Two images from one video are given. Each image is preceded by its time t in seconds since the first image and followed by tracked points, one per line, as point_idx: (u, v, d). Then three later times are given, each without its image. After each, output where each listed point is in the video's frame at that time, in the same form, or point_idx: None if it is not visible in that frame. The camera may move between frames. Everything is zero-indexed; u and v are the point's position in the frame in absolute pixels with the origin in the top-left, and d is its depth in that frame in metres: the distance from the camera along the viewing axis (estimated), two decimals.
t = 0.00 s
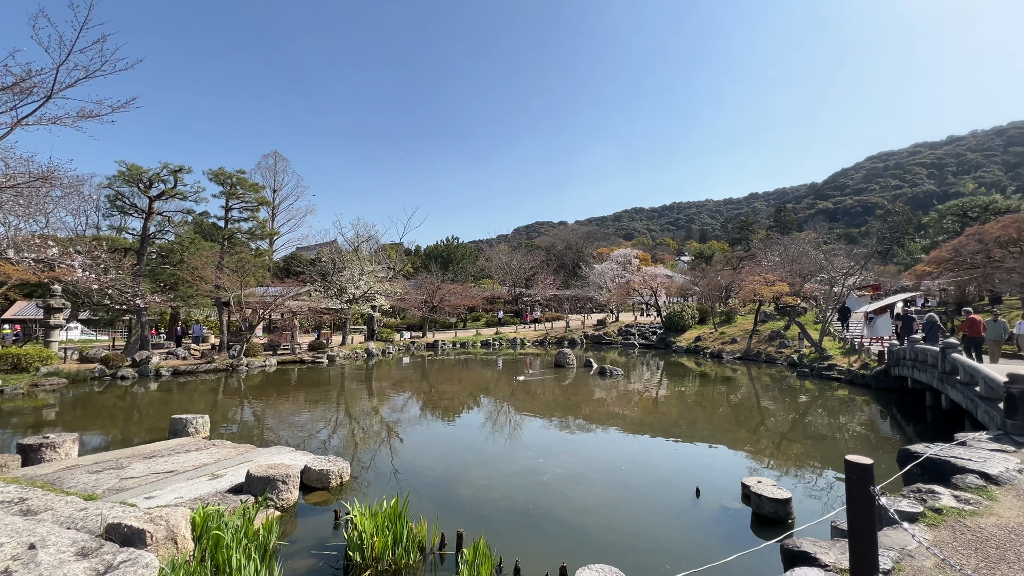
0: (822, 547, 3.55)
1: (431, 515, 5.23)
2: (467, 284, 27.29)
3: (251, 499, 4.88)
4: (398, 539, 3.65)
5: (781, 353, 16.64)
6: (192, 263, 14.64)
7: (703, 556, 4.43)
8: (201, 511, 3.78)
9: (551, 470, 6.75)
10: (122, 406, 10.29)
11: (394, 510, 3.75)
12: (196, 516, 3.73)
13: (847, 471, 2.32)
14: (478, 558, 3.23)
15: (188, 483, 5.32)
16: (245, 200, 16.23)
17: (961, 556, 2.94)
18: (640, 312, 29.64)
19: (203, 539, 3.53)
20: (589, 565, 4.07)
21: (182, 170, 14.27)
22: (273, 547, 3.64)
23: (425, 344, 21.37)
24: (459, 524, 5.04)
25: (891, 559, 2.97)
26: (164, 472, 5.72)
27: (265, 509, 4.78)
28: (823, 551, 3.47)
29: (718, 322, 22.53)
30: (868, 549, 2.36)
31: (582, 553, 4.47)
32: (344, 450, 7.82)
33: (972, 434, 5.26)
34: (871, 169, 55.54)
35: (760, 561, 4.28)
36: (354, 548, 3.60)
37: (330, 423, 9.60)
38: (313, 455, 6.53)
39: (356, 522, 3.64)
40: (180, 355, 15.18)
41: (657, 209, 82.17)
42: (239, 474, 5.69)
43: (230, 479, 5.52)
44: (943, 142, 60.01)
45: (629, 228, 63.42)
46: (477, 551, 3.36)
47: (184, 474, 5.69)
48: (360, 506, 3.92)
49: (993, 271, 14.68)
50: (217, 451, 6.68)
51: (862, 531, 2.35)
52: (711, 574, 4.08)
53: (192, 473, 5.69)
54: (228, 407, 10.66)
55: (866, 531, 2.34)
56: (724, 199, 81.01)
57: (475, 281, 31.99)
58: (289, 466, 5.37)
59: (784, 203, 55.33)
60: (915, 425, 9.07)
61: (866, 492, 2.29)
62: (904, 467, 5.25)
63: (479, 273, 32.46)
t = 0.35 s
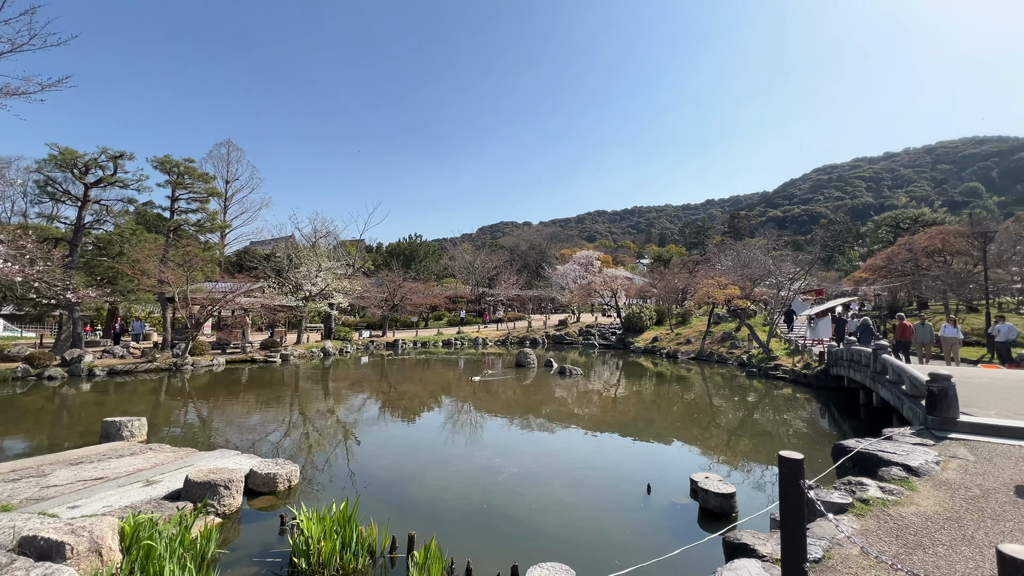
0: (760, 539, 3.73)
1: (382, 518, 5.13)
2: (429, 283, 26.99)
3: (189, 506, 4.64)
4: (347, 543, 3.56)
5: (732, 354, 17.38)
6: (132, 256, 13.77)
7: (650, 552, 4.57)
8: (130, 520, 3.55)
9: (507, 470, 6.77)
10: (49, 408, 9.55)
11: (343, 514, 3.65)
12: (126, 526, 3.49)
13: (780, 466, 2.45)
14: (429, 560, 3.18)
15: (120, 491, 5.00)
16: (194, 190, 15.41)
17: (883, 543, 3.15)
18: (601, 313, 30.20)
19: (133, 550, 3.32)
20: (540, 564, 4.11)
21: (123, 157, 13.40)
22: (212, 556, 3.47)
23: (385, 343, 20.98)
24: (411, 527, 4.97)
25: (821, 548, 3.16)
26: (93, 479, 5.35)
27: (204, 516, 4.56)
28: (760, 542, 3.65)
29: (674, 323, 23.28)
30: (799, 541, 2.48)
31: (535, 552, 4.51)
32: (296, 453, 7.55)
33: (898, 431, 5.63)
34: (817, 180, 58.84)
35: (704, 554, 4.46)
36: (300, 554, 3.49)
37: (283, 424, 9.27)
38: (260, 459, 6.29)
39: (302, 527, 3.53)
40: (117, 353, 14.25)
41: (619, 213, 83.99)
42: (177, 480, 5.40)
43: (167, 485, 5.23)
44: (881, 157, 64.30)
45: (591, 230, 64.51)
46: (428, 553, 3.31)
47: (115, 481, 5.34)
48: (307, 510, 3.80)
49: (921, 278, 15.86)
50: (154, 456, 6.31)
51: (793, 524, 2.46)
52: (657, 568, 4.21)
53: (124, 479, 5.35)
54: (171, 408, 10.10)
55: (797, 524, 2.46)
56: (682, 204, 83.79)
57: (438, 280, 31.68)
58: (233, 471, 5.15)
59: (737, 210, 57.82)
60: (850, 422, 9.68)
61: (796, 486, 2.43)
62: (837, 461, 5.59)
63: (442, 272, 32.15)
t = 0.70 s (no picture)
0: (698, 531, 3.89)
1: (325, 522, 5.00)
2: (388, 280, 26.46)
3: (112, 513, 4.35)
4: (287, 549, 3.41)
5: (684, 354, 18.02)
6: (59, 245, 12.73)
7: (597, 546, 4.69)
8: (41, 531, 3.25)
9: (459, 469, 6.74)
10: None
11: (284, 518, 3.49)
12: (36, 537, 3.19)
13: (713, 459, 2.55)
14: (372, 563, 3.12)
15: (34, 499, 4.62)
16: (132, 176, 14.42)
17: (809, 531, 3.34)
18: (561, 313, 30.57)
19: (43, 562, 3.04)
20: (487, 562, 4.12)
21: (49, 137, 12.35)
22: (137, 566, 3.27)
23: (340, 341, 20.41)
24: (356, 529, 4.86)
25: (754, 537, 3.32)
26: (3, 488, 4.93)
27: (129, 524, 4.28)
28: (699, 534, 3.80)
29: (630, 324, 23.90)
30: (729, 534, 2.57)
31: (483, 551, 4.52)
32: (241, 456, 7.21)
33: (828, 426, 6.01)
34: (766, 189, 61.92)
35: (647, 547, 4.62)
36: (235, 563, 3.32)
37: (227, 426, 8.84)
38: (197, 462, 5.97)
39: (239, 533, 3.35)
40: (40, 351, 13.15)
41: (580, 215, 85.34)
42: (101, 487, 5.04)
43: (88, 492, 4.88)
44: (823, 170, 68.41)
45: (553, 232, 65.23)
46: (372, 555, 3.22)
47: (29, 489, 4.93)
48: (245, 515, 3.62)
49: (855, 284, 17.00)
50: (75, 462, 5.86)
51: (724, 518, 2.56)
52: (601, 563, 4.32)
53: (39, 487, 4.95)
54: (102, 410, 9.42)
55: (728, 517, 2.55)
56: (640, 209, 86.16)
57: (397, 278, 31.12)
58: (164, 476, 4.87)
59: (692, 216, 59.99)
60: (789, 419, 10.25)
61: (727, 480, 2.52)
62: (775, 456, 5.90)
63: (402, 270, 31.59)
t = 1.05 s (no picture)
0: (634, 523, 4.03)
1: (253, 527, 4.79)
2: (336, 276, 25.59)
3: (3, 528, 3.93)
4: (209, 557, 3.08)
5: (630, 353, 18.61)
6: None
7: (538, 541, 4.77)
8: None
9: (402, 470, 6.61)
10: None
11: (206, 527, 3.18)
12: None
13: (644, 452, 2.65)
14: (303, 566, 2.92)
15: None
16: (45, 155, 13.12)
17: (735, 520, 3.54)
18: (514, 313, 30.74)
19: None
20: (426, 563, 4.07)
21: None
22: None
23: (282, 339, 19.51)
24: (287, 534, 4.69)
25: (685, 528, 3.47)
26: None
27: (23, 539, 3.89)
28: (634, 527, 3.94)
29: (581, 324, 24.42)
30: (658, 525, 2.66)
31: (424, 552, 4.47)
32: (167, 461, 6.72)
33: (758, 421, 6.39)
34: (710, 198, 65.11)
35: (585, 541, 4.74)
36: None
37: (153, 429, 8.22)
38: (112, 468, 5.52)
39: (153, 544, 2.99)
40: None
41: (534, 216, 86.21)
42: None
43: None
44: (761, 183, 72.79)
45: (507, 232, 65.50)
46: (304, 561, 3.01)
47: None
48: (161, 525, 3.26)
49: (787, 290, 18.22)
50: None
51: (653, 509, 2.65)
52: (541, 558, 4.39)
53: None
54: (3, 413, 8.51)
55: (656, 508, 2.65)
56: (593, 212, 88.26)
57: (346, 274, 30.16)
58: (67, 484, 4.49)
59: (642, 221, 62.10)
60: (725, 415, 10.83)
61: (657, 471, 2.62)
62: (709, 450, 6.20)
63: (351, 266, 30.64)
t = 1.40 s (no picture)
0: (583, 521, 4.11)
1: (181, 536, 4.54)
2: (285, 271, 24.56)
3: None
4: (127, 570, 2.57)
5: (584, 352, 18.96)
6: None
7: (487, 542, 4.77)
8: None
9: (349, 471, 6.44)
10: None
11: (124, 538, 2.69)
12: None
13: (592, 451, 2.70)
14: None
15: None
16: None
17: (678, 515, 3.68)
18: (470, 311, 30.60)
19: None
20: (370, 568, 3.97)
21: None
22: None
23: (224, 335, 18.52)
24: (222, 543, 4.46)
25: (631, 524, 3.57)
26: None
27: None
28: (582, 524, 4.02)
29: (537, 323, 24.64)
30: (605, 523, 2.72)
31: (368, 556, 4.36)
32: (89, 467, 6.21)
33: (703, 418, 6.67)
34: (663, 203, 67.40)
35: (535, 541, 4.77)
36: None
37: (73, 432, 7.57)
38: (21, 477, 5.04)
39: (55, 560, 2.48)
40: None
41: (494, 215, 86.19)
42: None
43: None
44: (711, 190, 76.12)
45: (466, 229, 65.14)
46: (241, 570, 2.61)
47: None
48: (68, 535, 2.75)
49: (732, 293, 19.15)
50: None
51: (600, 507, 2.71)
52: (490, 559, 4.38)
53: None
54: None
55: (602, 507, 2.71)
56: (551, 213, 89.24)
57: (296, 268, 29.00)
58: None
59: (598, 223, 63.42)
60: (672, 413, 11.24)
61: (604, 470, 2.68)
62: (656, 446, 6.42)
63: (301, 260, 29.47)
